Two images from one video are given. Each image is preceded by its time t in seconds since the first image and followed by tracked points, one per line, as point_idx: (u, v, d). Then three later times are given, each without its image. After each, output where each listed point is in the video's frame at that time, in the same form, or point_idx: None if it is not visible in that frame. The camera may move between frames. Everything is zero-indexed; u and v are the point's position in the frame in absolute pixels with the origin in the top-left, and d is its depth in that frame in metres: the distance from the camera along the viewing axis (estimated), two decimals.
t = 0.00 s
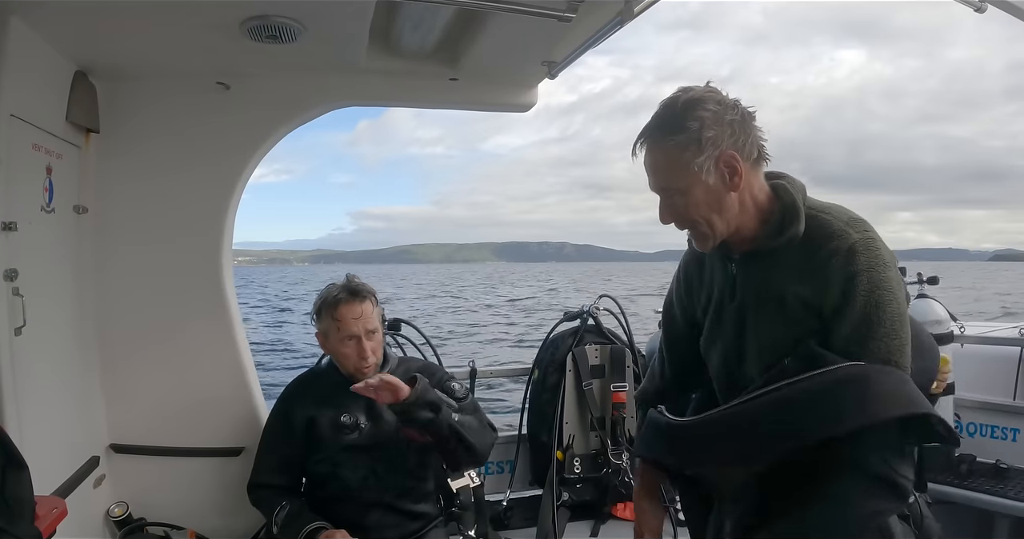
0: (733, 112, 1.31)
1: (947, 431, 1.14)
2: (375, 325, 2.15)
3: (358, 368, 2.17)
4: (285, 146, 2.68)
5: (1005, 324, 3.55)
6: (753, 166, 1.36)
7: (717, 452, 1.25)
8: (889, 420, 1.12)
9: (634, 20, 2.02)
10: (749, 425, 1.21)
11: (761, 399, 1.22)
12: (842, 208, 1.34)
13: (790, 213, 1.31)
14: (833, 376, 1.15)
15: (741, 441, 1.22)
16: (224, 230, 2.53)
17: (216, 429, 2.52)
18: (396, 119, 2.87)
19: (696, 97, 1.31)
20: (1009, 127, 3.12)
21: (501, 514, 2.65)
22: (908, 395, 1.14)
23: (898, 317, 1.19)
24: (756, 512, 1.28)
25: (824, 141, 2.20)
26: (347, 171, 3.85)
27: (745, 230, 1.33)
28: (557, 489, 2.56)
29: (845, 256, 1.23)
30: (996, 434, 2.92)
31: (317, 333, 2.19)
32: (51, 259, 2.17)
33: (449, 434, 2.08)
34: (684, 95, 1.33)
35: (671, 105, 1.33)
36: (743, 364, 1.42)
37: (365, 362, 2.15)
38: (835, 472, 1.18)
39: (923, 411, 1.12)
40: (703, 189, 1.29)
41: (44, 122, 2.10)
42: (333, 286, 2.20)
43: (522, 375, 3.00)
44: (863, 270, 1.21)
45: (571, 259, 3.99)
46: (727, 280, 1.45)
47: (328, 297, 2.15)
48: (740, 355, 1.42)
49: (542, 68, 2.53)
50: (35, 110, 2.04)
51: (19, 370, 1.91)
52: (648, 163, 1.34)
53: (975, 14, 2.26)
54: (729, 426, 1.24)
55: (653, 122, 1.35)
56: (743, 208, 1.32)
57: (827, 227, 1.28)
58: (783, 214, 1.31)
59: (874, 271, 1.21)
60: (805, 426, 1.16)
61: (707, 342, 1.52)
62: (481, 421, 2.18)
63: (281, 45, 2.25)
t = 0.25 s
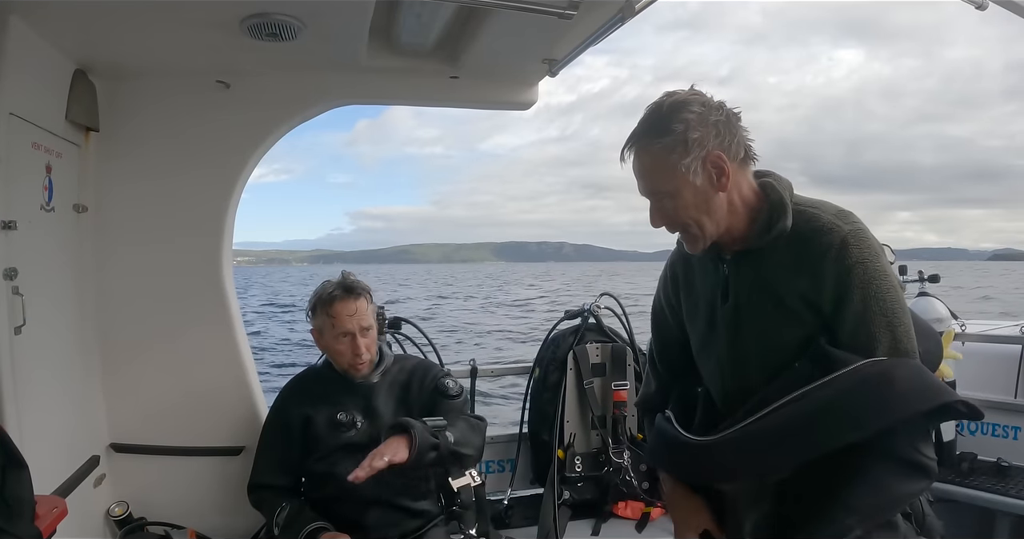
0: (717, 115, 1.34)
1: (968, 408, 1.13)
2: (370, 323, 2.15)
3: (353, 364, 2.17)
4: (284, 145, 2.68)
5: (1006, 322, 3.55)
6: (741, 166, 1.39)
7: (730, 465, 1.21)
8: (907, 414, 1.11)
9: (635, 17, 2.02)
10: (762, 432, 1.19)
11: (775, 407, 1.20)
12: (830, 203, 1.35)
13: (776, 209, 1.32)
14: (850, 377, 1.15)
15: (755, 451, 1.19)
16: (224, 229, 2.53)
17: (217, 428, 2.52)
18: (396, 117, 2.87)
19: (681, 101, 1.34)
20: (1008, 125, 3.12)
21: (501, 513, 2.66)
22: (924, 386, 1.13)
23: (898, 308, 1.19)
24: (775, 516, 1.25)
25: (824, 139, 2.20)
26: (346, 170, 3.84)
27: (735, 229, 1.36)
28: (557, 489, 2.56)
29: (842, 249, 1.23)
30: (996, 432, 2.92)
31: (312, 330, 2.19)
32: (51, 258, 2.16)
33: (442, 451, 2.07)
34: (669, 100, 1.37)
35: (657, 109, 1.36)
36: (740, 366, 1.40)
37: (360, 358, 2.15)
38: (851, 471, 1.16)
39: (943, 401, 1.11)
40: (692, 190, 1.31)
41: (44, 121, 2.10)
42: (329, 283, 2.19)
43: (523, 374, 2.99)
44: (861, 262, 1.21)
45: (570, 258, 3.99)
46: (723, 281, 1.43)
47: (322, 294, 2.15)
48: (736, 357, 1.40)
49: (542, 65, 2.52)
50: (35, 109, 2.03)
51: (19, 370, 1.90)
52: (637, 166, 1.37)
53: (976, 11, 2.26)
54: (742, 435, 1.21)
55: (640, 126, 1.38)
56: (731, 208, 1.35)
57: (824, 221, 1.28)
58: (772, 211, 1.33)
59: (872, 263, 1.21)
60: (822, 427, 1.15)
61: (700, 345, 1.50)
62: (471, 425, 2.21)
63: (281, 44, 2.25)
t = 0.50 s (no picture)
0: (720, 112, 1.33)
1: (970, 387, 1.15)
2: (366, 322, 2.16)
3: (350, 366, 2.17)
4: (285, 144, 2.68)
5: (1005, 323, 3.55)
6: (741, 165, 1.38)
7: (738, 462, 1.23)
8: (909, 403, 1.12)
9: (635, 18, 2.01)
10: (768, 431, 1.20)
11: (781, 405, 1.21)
12: (823, 199, 1.36)
13: (772, 207, 1.32)
14: (852, 372, 1.15)
15: (760, 448, 1.21)
16: (224, 228, 2.53)
17: (217, 427, 2.52)
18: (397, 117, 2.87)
19: (684, 97, 1.33)
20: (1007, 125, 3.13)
21: (501, 512, 2.66)
22: (926, 373, 1.14)
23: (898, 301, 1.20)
24: (781, 512, 1.26)
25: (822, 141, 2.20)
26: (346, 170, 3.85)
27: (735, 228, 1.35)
28: (557, 488, 2.57)
29: (839, 244, 1.24)
30: (996, 433, 2.91)
31: (309, 332, 2.20)
32: (52, 258, 2.17)
33: (441, 452, 2.16)
34: (672, 96, 1.35)
35: (660, 104, 1.34)
36: (737, 363, 1.40)
37: (357, 359, 2.16)
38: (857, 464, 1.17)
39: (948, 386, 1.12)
40: (694, 187, 1.29)
41: (45, 120, 2.10)
42: (324, 284, 2.19)
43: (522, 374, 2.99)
44: (858, 256, 1.21)
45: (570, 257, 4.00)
46: (718, 280, 1.43)
47: (317, 296, 2.16)
48: (733, 354, 1.40)
49: (542, 66, 2.52)
50: (36, 108, 2.04)
51: (19, 369, 1.91)
52: (637, 161, 1.34)
53: (976, 12, 2.26)
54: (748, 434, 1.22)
55: (642, 121, 1.36)
56: (731, 206, 1.34)
57: (820, 216, 1.29)
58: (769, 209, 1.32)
59: (869, 257, 1.21)
60: (828, 423, 1.16)
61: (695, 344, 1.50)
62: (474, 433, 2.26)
63: (281, 44, 2.25)
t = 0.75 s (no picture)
0: (753, 104, 1.29)
1: (993, 391, 1.14)
2: (367, 331, 2.14)
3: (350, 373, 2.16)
4: (285, 143, 2.69)
5: (1003, 325, 3.55)
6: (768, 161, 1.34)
7: (760, 461, 1.17)
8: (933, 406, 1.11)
9: (634, 20, 2.01)
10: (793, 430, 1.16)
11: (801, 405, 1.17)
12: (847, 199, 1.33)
13: (797, 202, 1.29)
14: (879, 371, 1.12)
15: (784, 448, 1.16)
16: (223, 228, 2.53)
17: (215, 426, 2.52)
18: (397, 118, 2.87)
19: (717, 85, 1.29)
20: (1006, 126, 3.13)
21: (498, 513, 2.65)
22: (951, 379, 1.12)
23: (923, 302, 1.17)
24: (799, 514, 1.21)
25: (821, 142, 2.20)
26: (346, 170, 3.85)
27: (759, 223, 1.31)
28: (554, 490, 2.56)
29: (865, 242, 1.20)
30: (994, 436, 2.91)
31: (308, 338, 2.19)
32: (51, 256, 2.17)
33: (432, 441, 2.12)
34: (704, 83, 1.31)
35: (691, 91, 1.30)
36: (755, 362, 1.35)
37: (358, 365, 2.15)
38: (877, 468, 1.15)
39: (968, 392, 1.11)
40: (721, 177, 1.26)
41: (45, 120, 2.11)
42: (325, 289, 2.19)
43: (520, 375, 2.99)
44: (884, 256, 1.18)
45: (570, 258, 3.97)
46: (738, 276, 1.39)
47: (317, 303, 2.15)
48: (752, 353, 1.36)
49: (541, 67, 2.53)
50: (36, 107, 2.04)
51: (18, 368, 1.91)
52: (664, 146, 1.30)
53: (975, 16, 2.26)
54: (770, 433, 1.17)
55: (671, 107, 1.32)
56: (756, 201, 1.30)
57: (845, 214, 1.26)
58: (795, 205, 1.29)
59: (894, 257, 1.18)
60: (851, 425, 1.13)
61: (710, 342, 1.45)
62: (471, 432, 2.22)
63: (281, 44, 2.26)
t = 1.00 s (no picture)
0: (826, 108, 1.19)
1: None
2: (369, 332, 2.15)
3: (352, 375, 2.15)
4: (285, 144, 2.68)
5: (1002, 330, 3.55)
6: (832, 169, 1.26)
7: (789, 492, 1.18)
8: (969, 456, 1.08)
9: (634, 24, 2.01)
10: (827, 465, 1.15)
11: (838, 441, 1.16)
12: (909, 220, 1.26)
13: (858, 220, 1.22)
14: (917, 418, 1.09)
15: (809, 483, 1.17)
16: (223, 229, 2.53)
17: (213, 428, 2.52)
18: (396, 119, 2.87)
19: (790, 82, 1.20)
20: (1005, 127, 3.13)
21: (496, 516, 2.62)
22: (999, 427, 1.09)
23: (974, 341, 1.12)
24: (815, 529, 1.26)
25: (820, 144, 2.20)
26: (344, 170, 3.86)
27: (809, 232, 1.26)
28: (552, 493, 2.55)
29: (919, 276, 1.15)
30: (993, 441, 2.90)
31: (308, 341, 2.18)
32: (49, 256, 2.16)
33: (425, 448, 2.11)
34: (776, 76, 1.21)
35: (761, 83, 1.21)
36: (792, 381, 1.32)
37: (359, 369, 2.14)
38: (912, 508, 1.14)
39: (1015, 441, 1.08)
40: (779, 184, 1.19)
41: (45, 119, 2.10)
42: (326, 292, 2.19)
43: (519, 377, 2.99)
44: (940, 292, 1.13)
45: (569, 257, 3.95)
46: (779, 285, 1.34)
47: (319, 304, 2.15)
48: (790, 370, 1.32)
49: (541, 70, 2.53)
50: (35, 107, 2.03)
51: (16, 368, 1.90)
52: (721, 139, 1.23)
53: (974, 20, 2.27)
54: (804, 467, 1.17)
55: (736, 98, 1.23)
56: (811, 211, 1.24)
57: (900, 240, 1.20)
58: (854, 223, 1.22)
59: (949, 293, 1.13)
60: (887, 464, 1.12)
61: (745, 352, 1.41)
62: (466, 438, 2.20)
63: (282, 46, 2.25)
